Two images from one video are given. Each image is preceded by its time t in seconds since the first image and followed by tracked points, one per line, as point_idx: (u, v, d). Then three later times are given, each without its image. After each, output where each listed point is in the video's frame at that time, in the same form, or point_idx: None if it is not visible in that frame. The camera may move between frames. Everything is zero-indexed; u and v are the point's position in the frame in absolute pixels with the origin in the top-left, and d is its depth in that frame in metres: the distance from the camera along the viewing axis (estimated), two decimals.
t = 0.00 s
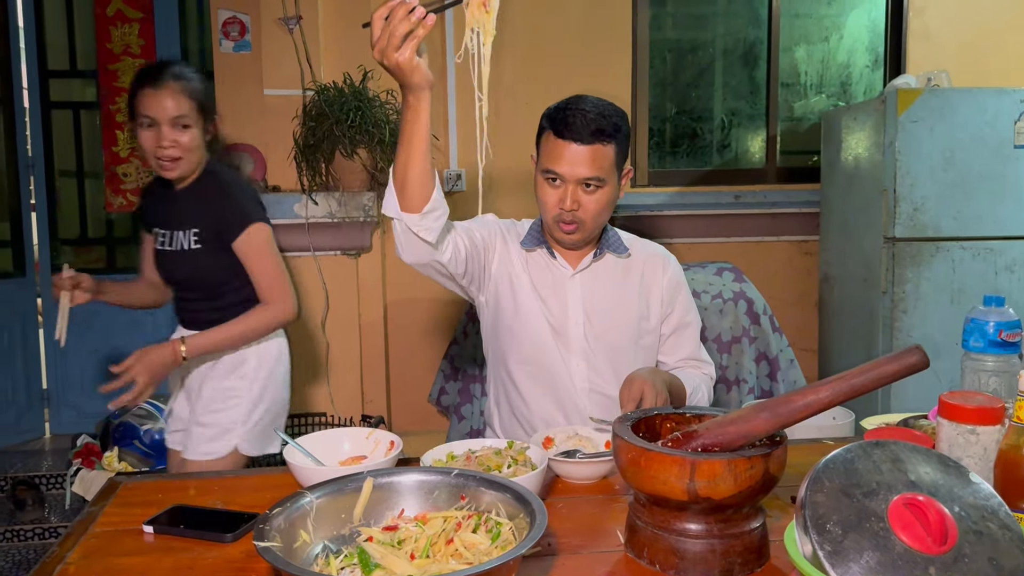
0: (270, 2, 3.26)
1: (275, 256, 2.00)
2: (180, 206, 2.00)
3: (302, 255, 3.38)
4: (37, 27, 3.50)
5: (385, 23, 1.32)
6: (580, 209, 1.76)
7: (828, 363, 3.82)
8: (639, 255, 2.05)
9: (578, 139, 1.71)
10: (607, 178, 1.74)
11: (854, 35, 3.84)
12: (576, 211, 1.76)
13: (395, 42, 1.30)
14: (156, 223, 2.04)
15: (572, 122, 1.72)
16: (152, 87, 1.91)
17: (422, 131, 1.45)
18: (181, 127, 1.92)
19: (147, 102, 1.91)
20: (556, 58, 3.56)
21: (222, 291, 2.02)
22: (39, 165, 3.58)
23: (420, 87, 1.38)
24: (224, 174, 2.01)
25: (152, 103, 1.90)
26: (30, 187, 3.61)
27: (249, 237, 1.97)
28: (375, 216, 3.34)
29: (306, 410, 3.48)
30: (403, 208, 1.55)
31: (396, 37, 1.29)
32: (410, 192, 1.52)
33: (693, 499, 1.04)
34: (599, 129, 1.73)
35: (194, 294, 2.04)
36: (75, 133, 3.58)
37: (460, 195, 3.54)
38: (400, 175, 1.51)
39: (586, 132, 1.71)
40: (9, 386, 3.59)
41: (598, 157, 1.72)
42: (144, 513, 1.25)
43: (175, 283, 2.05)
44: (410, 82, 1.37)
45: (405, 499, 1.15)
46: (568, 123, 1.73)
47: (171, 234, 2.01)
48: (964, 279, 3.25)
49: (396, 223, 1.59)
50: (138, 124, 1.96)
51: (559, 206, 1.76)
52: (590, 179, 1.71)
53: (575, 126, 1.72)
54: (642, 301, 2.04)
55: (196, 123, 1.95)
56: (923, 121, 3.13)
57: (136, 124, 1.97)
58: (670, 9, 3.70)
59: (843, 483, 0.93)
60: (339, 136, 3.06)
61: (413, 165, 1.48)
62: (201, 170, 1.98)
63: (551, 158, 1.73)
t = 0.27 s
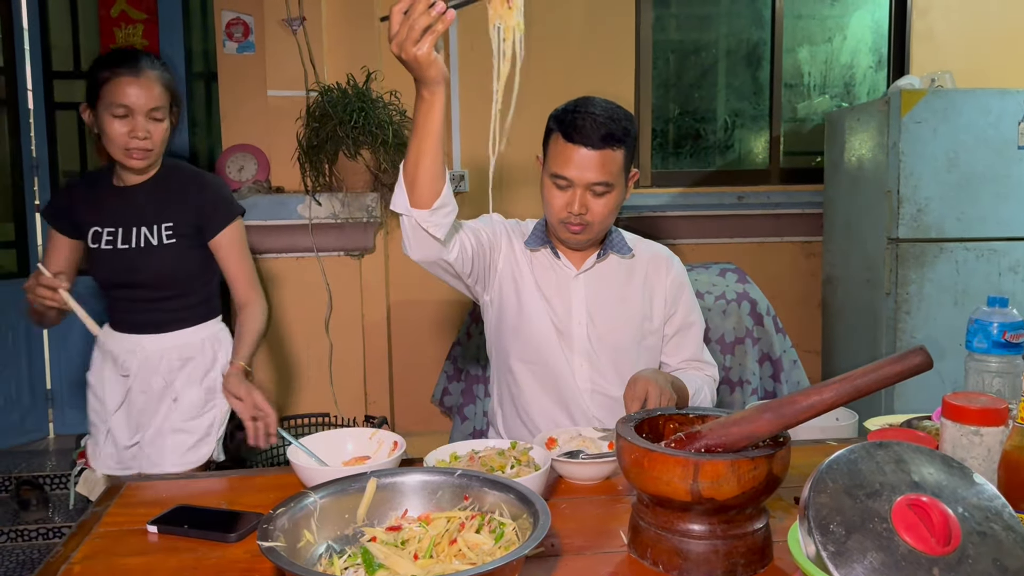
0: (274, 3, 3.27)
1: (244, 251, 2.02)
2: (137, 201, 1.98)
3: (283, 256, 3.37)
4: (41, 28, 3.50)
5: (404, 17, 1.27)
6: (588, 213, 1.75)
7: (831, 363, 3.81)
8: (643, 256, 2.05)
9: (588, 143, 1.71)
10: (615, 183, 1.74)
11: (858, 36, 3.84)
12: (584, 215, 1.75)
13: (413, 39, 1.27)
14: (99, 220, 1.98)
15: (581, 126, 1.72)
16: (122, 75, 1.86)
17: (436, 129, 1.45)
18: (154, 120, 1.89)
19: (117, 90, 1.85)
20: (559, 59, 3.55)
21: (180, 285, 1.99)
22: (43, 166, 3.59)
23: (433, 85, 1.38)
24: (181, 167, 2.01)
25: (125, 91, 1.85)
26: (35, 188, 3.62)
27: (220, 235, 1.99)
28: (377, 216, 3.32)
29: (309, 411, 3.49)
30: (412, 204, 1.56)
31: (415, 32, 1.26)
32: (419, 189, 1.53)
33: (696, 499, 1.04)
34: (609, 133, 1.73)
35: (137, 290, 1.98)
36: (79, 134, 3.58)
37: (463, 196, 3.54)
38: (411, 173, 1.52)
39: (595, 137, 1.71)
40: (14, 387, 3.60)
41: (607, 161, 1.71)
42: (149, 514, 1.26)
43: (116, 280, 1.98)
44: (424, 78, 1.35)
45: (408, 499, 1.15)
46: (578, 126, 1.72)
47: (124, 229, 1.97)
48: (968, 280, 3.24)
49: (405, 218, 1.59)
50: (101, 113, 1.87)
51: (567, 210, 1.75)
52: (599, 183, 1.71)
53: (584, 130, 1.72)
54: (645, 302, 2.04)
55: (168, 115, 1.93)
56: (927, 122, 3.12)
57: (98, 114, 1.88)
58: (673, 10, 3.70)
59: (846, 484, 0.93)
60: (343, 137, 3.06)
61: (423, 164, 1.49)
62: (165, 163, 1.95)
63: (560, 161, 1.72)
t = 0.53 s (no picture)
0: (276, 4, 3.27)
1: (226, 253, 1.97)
2: (119, 202, 1.89)
3: (284, 256, 3.35)
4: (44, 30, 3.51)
5: (423, 67, 1.26)
6: (600, 220, 1.76)
7: (834, 363, 3.81)
8: (646, 257, 2.05)
9: (601, 152, 1.68)
10: (626, 190, 1.74)
11: (860, 36, 3.84)
12: (596, 222, 1.76)
13: (436, 86, 1.26)
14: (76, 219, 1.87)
15: (594, 133, 1.70)
16: (130, 66, 1.79)
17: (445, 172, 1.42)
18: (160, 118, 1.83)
19: (124, 81, 1.78)
20: (561, 59, 3.56)
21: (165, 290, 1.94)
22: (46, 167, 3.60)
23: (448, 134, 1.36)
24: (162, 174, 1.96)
25: (133, 82, 1.78)
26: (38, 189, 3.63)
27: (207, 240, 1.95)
28: (380, 217, 3.33)
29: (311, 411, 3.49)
30: (420, 245, 1.55)
31: (438, 81, 1.26)
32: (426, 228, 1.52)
33: (698, 499, 1.04)
34: (622, 143, 1.70)
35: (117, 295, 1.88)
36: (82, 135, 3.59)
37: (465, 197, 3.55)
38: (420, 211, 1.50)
39: (608, 146, 1.69)
40: (17, 387, 3.61)
41: (620, 170, 1.70)
42: (152, 513, 1.26)
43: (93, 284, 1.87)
44: (437, 122, 1.33)
45: (410, 499, 1.15)
46: (592, 135, 1.70)
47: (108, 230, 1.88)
48: (971, 280, 3.24)
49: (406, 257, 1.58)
50: (103, 102, 1.79)
51: (578, 216, 1.75)
52: (611, 192, 1.70)
53: (597, 138, 1.69)
54: (649, 303, 2.04)
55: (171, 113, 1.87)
56: (929, 122, 3.12)
57: (99, 102, 1.80)
58: (675, 10, 3.71)
59: (848, 484, 0.93)
60: (345, 137, 3.07)
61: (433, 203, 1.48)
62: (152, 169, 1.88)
63: (571, 169, 1.71)
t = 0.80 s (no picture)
0: (277, 4, 3.28)
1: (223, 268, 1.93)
2: (117, 207, 1.82)
3: (287, 257, 3.36)
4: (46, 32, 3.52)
5: (446, 150, 1.39)
6: (607, 225, 1.76)
7: (836, 363, 3.81)
8: (648, 259, 2.05)
9: (612, 158, 1.69)
10: (634, 196, 1.74)
11: (861, 36, 3.84)
12: (603, 226, 1.76)
13: (458, 170, 1.38)
14: (77, 226, 1.78)
15: (604, 139, 1.70)
16: (143, 63, 1.71)
17: (454, 245, 1.54)
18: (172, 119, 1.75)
19: (137, 79, 1.70)
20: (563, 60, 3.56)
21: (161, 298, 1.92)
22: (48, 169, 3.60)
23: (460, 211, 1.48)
24: (155, 181, 1.89)
25: (147, 81, 1.70)
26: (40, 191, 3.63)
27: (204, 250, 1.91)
28: (381, 219, 3.33)
29: (313, 412, 3.49)
30: (423, 307, 1.62)
31: (460, 167, 1.38)
32: (432, 296, 1.60)
33: (698, 500, 1.04)
34: (632, 148, 1.70)
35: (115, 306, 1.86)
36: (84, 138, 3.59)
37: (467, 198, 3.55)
38: (427, 277, 1.59)
39: (618, 152, 1.69)
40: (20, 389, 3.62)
41: (630, 176, 1.70)
42: (152, 515, 1.26)
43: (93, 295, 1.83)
44: (449, 200, 1.44)
45: (410, 501, 1.15)
46: (602, 140, 1.70)
47: (112, 239, 1.82)
48: (973, 280, 3.24)
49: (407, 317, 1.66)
50: (114, 99, 1.70)
51: (586, 221, 1.76)
52: (620, 198, 1.71)
53: (607, 143, 1.69)
54: (650, 305, 2.04)
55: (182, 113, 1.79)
56: (931, 122, 3.11)
57: (110, 100, 1.70)
58: (676, 10, 3.71)
59: (847, 484, 0.93)
60: (346, 139, 3.08)
61: (439, 275, 1.58)
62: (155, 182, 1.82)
63: (582, 173, 1.71)
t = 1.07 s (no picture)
0: (278, 5, 3.28)
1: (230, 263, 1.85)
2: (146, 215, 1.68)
3: (288, 258, 3.36)
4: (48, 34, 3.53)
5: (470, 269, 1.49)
6: (613, 232, 1.75)
7: (838, 363, 3.80)
8: (649, 262, 2.04)
9: (623, 166, 1.67)
10: (642, 204, 1.73)
11: (862, 35, 3.83)
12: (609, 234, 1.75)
13: (479, 290, 1.49)
14: (119, 241, 1.64)
15: (615, 145, 1.69)
16: (194, 73, 1.50)
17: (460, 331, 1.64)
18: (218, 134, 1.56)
19: (186, 91, 1.50)
20: (563, 60, 3.55)
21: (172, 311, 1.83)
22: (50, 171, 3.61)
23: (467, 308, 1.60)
24: (177, 197, 1.75)
25: (197, 94, 1.50)
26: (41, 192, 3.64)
27: (211, 243, 1.81)
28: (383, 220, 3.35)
29: (314, 413, 3.49)
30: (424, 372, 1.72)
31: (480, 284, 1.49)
32: (435, 357, 1.68)
33: (699, 500, 1.03)
34: (644, 157, 1.68)
35: (142, 317, 1.77)
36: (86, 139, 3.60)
37: (467, 199, 3.56)
38: (429, 347, 1.67)
39: (629, 159, 1.67)
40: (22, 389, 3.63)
41: (640, 184, 1.69)
42: (152, 516, 1.26)
43: (125, 312, 1.73)
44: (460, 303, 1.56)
45: (410, 501, 1.15)
46: (613, 146, 1.69)
47: (148, 251, 1.70)
48: (975, 279, 3.23)
49: (404, 373, 1.77)
50: (157, 109, 1.50)
51: (591, 226, 1.74)
52: (628, 206, 1.70)
53: (617, 150, 1.68)
54: (650, 309, 2.03)
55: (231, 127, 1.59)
56: (933, 121, 3.11)
57: (153, 109, 1.50)
58: (677, 10, 3.70)
59: (848, 484, 0.93)
60: (347, 139, 3.11)
61: (441, 351, 1.67)
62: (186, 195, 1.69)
63: (591, 179, 1.70)
